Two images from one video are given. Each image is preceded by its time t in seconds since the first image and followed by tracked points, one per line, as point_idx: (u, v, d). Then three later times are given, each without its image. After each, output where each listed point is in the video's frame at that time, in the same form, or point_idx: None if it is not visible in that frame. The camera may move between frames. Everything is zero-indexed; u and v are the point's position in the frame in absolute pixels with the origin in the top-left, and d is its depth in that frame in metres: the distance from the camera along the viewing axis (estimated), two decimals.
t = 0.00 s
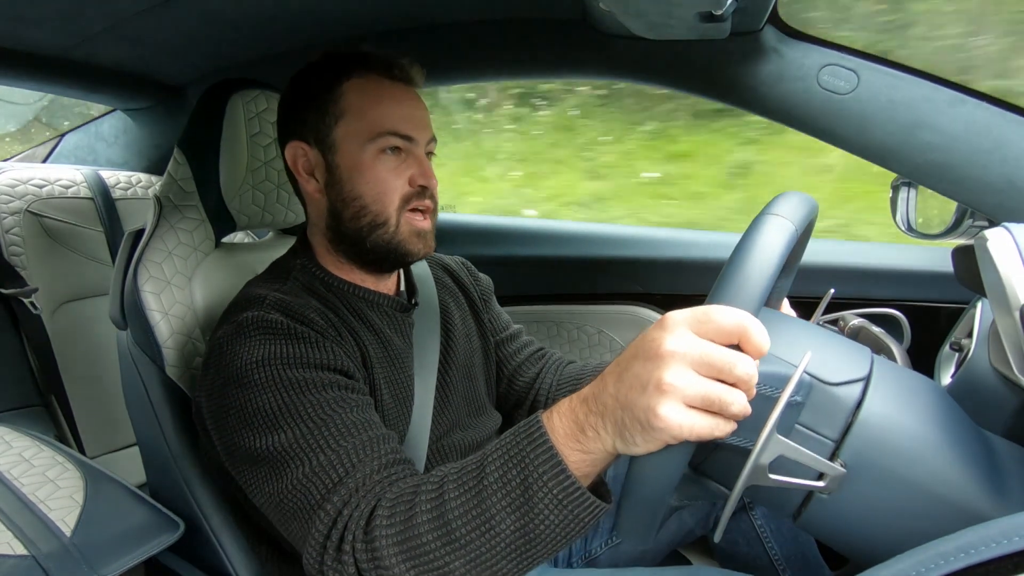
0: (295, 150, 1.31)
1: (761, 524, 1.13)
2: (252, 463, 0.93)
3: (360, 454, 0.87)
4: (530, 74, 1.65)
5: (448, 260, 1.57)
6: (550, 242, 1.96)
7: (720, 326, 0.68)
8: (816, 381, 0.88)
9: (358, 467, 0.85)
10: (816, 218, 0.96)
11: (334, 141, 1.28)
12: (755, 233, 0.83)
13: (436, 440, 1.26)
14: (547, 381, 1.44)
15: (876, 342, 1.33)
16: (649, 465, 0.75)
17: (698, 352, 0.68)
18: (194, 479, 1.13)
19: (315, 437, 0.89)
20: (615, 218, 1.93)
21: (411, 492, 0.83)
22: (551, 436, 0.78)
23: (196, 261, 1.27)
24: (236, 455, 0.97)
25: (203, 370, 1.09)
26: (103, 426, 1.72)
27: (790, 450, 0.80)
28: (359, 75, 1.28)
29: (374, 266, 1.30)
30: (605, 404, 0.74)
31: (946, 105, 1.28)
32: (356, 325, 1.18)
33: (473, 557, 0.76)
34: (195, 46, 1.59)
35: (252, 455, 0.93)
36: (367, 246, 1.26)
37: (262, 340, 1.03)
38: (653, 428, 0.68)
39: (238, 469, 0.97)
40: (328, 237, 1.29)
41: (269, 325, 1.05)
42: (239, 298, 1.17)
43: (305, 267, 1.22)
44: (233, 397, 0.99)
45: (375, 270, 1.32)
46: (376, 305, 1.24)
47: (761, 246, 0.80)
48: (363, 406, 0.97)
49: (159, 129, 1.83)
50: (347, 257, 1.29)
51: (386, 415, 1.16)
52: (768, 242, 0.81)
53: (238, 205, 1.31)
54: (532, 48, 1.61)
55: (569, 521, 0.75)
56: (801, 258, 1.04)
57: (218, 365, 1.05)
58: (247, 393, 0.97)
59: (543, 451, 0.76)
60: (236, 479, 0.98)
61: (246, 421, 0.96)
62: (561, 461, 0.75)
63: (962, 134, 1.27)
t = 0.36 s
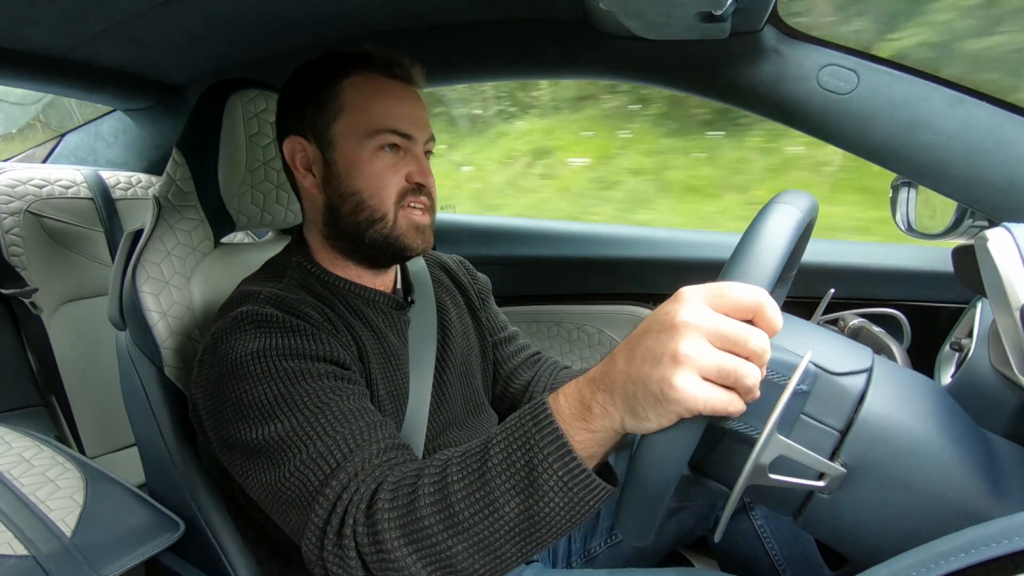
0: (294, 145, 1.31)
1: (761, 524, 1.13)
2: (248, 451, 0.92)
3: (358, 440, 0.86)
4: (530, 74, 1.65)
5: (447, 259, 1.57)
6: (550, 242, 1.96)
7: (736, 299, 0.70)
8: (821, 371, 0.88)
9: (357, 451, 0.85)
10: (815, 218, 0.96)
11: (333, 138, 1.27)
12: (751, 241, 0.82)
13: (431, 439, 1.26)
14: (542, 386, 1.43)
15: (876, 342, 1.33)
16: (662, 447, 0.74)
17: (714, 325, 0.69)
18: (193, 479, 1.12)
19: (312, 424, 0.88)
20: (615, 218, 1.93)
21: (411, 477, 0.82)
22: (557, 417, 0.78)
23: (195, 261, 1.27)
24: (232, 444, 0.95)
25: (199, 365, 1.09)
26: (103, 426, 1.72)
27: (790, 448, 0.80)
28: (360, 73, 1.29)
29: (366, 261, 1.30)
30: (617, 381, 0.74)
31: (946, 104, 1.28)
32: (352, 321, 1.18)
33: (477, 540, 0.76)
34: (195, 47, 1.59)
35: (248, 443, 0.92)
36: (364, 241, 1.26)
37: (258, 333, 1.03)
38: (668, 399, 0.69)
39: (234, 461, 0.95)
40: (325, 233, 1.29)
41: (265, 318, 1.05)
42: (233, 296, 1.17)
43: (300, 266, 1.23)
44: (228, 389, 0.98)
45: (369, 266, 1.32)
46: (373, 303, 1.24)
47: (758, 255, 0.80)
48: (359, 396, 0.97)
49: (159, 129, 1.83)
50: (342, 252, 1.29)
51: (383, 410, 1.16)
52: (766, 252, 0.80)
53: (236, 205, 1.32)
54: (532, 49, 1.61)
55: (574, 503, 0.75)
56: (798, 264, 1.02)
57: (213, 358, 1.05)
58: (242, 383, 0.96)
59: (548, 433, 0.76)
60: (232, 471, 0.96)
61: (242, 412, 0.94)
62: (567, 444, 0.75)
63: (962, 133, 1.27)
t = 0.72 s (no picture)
0: (293, 144, 1.30)
1: (761, 524, 1.13)
2: (246, 451, 0.92)
3: (356, 439, 0.86)
4: (530, 74, 1.65)
5: (446, 258, 1.57)
6: (550, 241, 1.96)
7: (741, 295, 0.71)
8: (824, 369, 0.88)
9: (355, 450, 0.85)
10: (814, 218, 0.95)
11: (334, 137, 1.27)
12: (746, 252, 0.81)
13: (430, 438, 1.26)
14: (540, 386, 1.43)
15: (876, 341, 1.34)
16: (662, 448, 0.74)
17: (719, 319, 0.69)
18: (193, 480, 1.12)
19: (311, 424, 0.88)
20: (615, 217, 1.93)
21: (410, 476, 0.83)
22: (558, 415, 0.78)
23: (194, 261, 1.27)
24: (230, 445, 0.95)
25: (197, 365, 1.08)
26: (103, 426, 1.72)
27: (790, 447, 0.80)
28: (361, 73, 1.28)
29: (366, 261, 1.31)
30: (620, 377, 0.75)
31: (946, 103, 1.28)
32: (350, 320, 1.18)
33: (477, 540, 0.76)
34: (195, 46, 1.59)
35: (245, 444, 0.92)
36: (364, 242, 1.27)
37: (255, 334, 1.03)
38: (674, 394, 0.69)
39: (233, 462, 0.95)
40: (324, 233, 1.29)
41: (261, 320, 1.05)
42: (230, 297, 1.17)
43: (297, 267, 1.23)
44: (226, 390, 0.98)
45: (369, 266, 1.32)
46: (371, 303, 1.24)
47: (752, 266, 0.79)
48: (357, 396, 0.97)
49: (159, 129, 1.83)
50: (342, 253, 1.29)
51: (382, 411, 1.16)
52: (760, 263, 0.79)
53: (236, 205, 1.32)
54: (532, 48, 1.61)
55: (575, 502, 0.75)
56: (797, 265, 1.03)
57: (210, 360, 1.05)
58: (240, 384, 0.96)
59: (548, 430, 0.76)
60: (230, 472, 0.96)
61: (239, 413, 0.94)
62: (569, 443, 0.75)
63: (962, 132, 1.27)
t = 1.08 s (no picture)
0: (293, 142, 1.30)
1: (761, 525, 1.13)
2: (245, 448, 0.92)
3: (356, 436, 0.86)
4: (530, 74, 1.65)
5: (445, 259, 1.57)
6: (550, 242, 1.96)
7: (746, 287, 0.71)
8: (824, 366, 0.89)
9: (355, 447, 0.85)
10: (816, 217, 0.95)
11: (336, 137, 1.27)
12: (743, 263, 0.80)
13: (428, 437, 1.26)
14: (539, 386, 1.42)
15: (876, 341, 1.34)
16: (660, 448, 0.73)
17: (724, 311, 0.70)
18: (193, 480, 1.12)
19: (311, 421, 0.88)
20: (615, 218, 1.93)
21: (411, 472, 0.83)
22: (559, 408, 0.79)
23: (194, 261, 1.27)
24: (228, 443, 0.95)
25: (196, 364, 1.08)
26: (103, 426, 1.72)
27: (790, 448, 0.80)
28: (365, 73, 1.28)
29: (365, 260, 1.31)
30: (624, 370, 0.75)
31: (946, 104, 1.28)
32: (349, 321, 1.18)
33: (477, 536, 0.76)
34: (195, 46, 1.59)
35: (245, 442, 0.92)
36: (363, 241, 1.27)
37: (255, 333, 1.03)
38: (679, 385, 0.69)
39: (232, 460, 0.95)
40: (324, 231, 1.29)
41: (260, 320, 1.05)
42: (229, 296, 1.17)
43: (294, 267, 1.23)
44: (225, 387, 0.98)
45: (366, 265, 1.32)
46: (369, 303, 1.24)
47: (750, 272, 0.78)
48: (356, 394, 0.97)
49: (159, 129, 1.83)
50: (341, 252, 1.30)
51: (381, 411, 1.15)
52: (759, 265, 0.79)
53: (235, 204, 1.31)
54: (532, 48, 1.61)
55: (576, 497, 0.74)
56: (797, 265, 1.02)
57: (209, 358, 1.05)
58: (240, 381, 0.96)
59: (550, 425, 0.76)
60: (229, 470, 0.96)
61: (239, 411, 0.94)
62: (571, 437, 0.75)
63: (962, 132, 1.27)
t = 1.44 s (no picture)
0: (297, 141, 1.31)
1: (760, 524, 1.13)
2: (245, 445, 0.92)
3: (356, 433, 0.86)
4: (531, 74, 1.65)
5: (446, 260, 1.57)
6: (550, 241, 1.96)
7: (748, 281, 0.71)
8: (825, 363, 0.89)
9: (355, 443, 0.85)
10: (816, 216, 0.95)
11: (341, 136, 1.28)
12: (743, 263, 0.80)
13: (427, 437, 1.26)
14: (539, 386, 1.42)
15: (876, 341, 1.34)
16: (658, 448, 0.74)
17: (726, 305, 0.70)
18: (193, 480, 1.13)
19: (311, 418, 0.88)
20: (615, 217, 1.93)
21: (411, 468, 0.83)
22: (560, 404, 0.79)
23: (194, 261, 1.27)
24: (228, 440, 0.95)
25: (195, 363, 1.08)
26: (103, 426, 1.72)
27: (790, 448, 0.80)
28: (372, 74, 1.29)
29: (366, 261, 1.31)
30: (626, 365, 0.75)
31: (946, 103, 1.28)
32: (349, 320, 1.18)
33: (477, 533, 0.76)
34: (195, 46, 1.59)
35: (245, 440, 0.92)
36: (364, 241, 1.27)
37: (255, 332, 1.03)
38: (680, 380, 0.69)
39: (232, 458, 0.95)
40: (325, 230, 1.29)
41: (260, 319, 1.05)
42: (229, 296, 1.17)
43: (295, 267, 1.23)
44: (225, 385, 0.98)
45: (367, 265, 1.32)
46: (368, 303, 1.24)
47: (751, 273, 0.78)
48: (356, 392, 0.97)
49: (159, 129, 1.83)
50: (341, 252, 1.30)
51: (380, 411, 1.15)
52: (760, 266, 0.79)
53: (235, 204, 1.31)
54: (532, 48, 1.61)
55: (577, 494, 0.74)
56: (796, 265, 1.02)
57: (209, 357, 1.05)
58: (240, 379, 0.96)
59: (551, 422, 0.76)
60: (229, 468, 0.96)
61: (239, 409, 0.94)
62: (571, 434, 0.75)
63: (962, 132, 1.27)
